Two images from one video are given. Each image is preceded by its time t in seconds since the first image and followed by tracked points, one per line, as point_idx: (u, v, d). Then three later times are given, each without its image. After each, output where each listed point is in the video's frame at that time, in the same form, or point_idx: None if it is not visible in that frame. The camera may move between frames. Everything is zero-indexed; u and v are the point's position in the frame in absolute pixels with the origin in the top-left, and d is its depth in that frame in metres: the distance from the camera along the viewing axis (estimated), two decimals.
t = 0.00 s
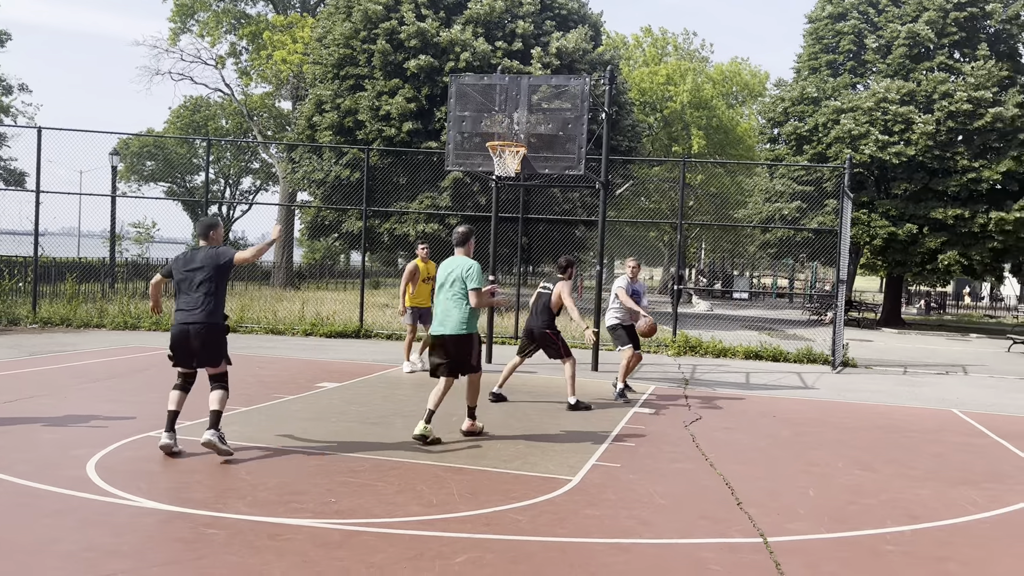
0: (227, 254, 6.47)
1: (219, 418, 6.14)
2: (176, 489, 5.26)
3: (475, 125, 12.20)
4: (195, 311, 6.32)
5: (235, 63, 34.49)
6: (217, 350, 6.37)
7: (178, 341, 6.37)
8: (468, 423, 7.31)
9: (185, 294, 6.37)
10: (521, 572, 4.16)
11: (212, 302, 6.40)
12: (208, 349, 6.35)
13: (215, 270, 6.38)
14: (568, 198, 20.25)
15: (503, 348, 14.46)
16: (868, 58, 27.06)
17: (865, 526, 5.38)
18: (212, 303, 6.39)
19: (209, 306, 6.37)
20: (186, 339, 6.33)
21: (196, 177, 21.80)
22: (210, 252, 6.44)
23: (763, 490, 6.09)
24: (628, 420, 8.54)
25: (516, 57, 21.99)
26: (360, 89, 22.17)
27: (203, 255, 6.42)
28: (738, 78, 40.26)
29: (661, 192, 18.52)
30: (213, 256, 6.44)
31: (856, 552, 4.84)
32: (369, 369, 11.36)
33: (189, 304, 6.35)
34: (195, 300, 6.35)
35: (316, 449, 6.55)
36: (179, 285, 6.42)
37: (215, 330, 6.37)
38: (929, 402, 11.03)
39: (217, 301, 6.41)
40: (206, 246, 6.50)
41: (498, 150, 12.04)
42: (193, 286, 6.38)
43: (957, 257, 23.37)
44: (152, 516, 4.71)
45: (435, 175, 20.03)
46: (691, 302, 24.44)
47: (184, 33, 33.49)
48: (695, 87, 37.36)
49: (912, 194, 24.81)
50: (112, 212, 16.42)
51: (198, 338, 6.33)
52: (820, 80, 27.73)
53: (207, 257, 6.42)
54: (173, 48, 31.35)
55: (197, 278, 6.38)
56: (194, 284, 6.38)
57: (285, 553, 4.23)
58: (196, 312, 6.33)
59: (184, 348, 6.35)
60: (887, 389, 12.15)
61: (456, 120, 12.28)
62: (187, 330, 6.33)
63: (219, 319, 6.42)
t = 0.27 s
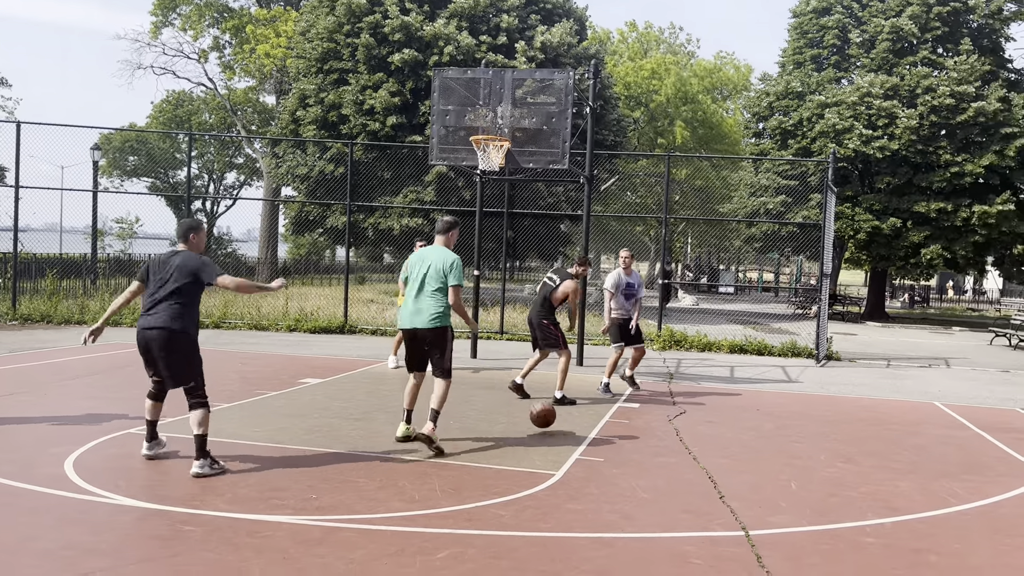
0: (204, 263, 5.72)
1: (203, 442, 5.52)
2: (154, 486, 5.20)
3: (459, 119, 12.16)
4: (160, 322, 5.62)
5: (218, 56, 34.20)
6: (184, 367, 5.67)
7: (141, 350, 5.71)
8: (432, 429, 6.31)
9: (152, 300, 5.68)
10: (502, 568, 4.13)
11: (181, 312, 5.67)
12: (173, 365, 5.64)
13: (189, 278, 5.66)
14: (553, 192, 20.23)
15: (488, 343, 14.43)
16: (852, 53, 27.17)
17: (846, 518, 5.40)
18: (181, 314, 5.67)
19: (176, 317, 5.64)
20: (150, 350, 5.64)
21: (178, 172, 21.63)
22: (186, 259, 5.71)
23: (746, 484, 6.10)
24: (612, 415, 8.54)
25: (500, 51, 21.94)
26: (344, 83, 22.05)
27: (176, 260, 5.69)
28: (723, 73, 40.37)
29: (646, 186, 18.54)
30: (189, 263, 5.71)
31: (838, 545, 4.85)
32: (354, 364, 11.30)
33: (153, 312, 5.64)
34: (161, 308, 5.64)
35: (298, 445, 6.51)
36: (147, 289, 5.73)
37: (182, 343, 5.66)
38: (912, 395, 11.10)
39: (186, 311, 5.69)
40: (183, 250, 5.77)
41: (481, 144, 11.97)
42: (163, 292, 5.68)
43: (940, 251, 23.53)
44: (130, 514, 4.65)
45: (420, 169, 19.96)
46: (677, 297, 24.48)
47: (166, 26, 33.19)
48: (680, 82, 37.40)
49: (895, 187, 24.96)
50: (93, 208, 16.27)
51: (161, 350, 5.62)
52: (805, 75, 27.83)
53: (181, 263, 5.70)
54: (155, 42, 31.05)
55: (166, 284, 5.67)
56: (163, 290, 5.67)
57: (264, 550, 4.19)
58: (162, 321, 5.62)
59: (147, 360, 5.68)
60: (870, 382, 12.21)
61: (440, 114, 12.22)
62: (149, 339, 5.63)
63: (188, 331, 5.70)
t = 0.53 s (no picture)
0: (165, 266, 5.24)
1: (158, 454, 5.06)
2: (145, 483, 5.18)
3: (451, 115, 12.14)
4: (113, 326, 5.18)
5: (210, 52, 34.06)
6: (131, 380, 5.16)
7: (95, 357, 5.30)
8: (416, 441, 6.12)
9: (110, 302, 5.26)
10: (494, 563, 4.13)
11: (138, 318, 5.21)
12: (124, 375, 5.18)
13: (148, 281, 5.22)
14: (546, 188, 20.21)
15: (482, 339, 14.44)
16: (844, 48, 27.20)
17: (837, 512, 5.42)
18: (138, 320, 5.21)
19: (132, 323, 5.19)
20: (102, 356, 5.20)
21: (171, 169, 21.53)
22: (147, 262, 5.27)
23: (738, 479, 6.11)
24: (604, 410, 8.55)
25: (493, 47, 21.90)
26: (336, 79, 21.99)
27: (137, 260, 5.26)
28: (716, 68, 40.38)
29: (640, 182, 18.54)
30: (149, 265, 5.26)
31: (829, 539, 4.87)
32: (347, 361, 11.28)
33: (112, 315, 5.21)
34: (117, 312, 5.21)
35: (290, 441, 6.50)
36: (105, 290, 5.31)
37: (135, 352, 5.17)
38: (903, 389, 11.15)
39: (146, 319, 5.24)
40: (148, 251, 5.33)
41: (473, 139, 11.96)
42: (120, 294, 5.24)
43: (932, 246, 23.58)
44: (120, 511, 4.64)
45: (413, 165, 19.93)
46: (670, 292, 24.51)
47: (158, 22, 33.06)
48: (674, 77, 37.41)
49: (888, 183, 25.00)
50: (85, 204, 16.21)
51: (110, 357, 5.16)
52: (798, 70, 27.86)
53: (141, 266, 5.26)
54: (146, 38, 30.90)
55: (124, 286, 5.24)
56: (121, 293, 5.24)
57: (255, 547, 4.19)
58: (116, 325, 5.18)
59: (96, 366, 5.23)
60: (863, 376, 12.25)
61: (432, 110, 12.20)
62: (102, 344, 5.20)
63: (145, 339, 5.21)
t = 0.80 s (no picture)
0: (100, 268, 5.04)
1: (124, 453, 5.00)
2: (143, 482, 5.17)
3: (451, 111, 12.12)
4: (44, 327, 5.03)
5: (211, 50, 34.05)
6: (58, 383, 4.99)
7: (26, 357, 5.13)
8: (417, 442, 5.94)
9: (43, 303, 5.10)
10: (494, 561, 4.12)
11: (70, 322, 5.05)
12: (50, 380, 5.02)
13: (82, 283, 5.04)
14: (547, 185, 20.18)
15: (483, 337, 14.43)
16: (846, 44, 27.14)
17: (839, 509, 5.40)
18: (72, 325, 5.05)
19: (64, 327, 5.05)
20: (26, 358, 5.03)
21: (171, 167, 21.52)
22: (80, 260, 5.08)
23: (740, 476, 6.08)
24: (605, 407, 8.53)
25: (493, 44, 21.87)
26: (337, 77, 21.97)
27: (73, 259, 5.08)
28: (718, 65, 40.32)
29: (641, 179, 18.50)
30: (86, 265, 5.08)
31: (830, 536, 4.85)
32: (348, 358, 11.26)
33: (44, 317, 5.06)
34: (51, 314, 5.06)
35: (290, 438, 6.50)
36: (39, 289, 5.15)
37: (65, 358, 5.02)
38: (905, 386, 11.12)
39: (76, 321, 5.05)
40: (87, 250, 5.15)
41: (474, 136, 11.97)
42: (53, 295, 5.08)
43: (935, 242, 23.54)
44: (119, 509, 4.63)
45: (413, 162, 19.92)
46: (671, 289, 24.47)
47: (159, 20, 33.05)
48: (675, 74, 37.34)
49: (890, 179, 24.95)
50: (86, 202, 16.20)
51: (38, 361, 5.00)
52: (799, 66, 27.80)
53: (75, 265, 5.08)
54: (147, 36, 30.88)
55: (58, 286, 5.07)
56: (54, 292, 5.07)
57: (255, 545, 4.18)
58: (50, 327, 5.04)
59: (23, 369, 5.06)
60: (865, 373, 12.22)
61: (432, 106, 12.17)
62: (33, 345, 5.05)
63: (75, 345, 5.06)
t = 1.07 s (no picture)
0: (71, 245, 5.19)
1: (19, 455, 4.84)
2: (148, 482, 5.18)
3: (456, 111, 12.12)
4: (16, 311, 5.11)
5: (216, 51, 34.12)
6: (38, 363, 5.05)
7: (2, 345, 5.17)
8: (427, 454, 5.67)
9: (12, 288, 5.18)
10: (497, 561, 4.13)
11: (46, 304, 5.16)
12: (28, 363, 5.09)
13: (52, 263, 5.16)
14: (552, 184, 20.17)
15: (488, 336, 14.43)
16: (852, 42, 27.06)
17: (844, 509, 5.39)
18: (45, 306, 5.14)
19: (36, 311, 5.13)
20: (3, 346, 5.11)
21: (177, 168, 21.57)
22: (49, 240, 5.22)
23: (744, 476, 6.07)
24: (610, 407, 8.52)
25: (497, 43, 21.86)
26: (342, 76, 21.99)
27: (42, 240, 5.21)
28: (723, 63, 40.24)
29: (646, 178, 18.45)
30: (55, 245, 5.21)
31: (834, 536, 4.84)
32: (352, 358, 11.27)
33: (16, 301, 5.13)
34: (21, 297, 5.14)
35: (295, 438, 6.51)
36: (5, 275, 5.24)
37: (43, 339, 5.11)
38: (911, 385, 11.08)
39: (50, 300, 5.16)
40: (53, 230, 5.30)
41: (477, 136, 11.94)
42: (24, 279, 5.17)
43: (941, 240, 23.45)
44: (123, 509, 4.65)
45: (418, 161, 19.93)
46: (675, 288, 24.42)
47: (164, 20, 33.14)
48: (680, 73, 37.28)
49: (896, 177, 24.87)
50: (92, 202, 16.25)
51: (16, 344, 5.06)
52: (805, 64, 27.73)
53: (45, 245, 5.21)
54: (153, 36, 30.94)
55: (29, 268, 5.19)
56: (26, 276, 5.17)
57: (258, 545, 4.19)
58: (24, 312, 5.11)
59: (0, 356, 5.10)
60: (870, 372, 12.18)
61: (436, 106, 12.16)
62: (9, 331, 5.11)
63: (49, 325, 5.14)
